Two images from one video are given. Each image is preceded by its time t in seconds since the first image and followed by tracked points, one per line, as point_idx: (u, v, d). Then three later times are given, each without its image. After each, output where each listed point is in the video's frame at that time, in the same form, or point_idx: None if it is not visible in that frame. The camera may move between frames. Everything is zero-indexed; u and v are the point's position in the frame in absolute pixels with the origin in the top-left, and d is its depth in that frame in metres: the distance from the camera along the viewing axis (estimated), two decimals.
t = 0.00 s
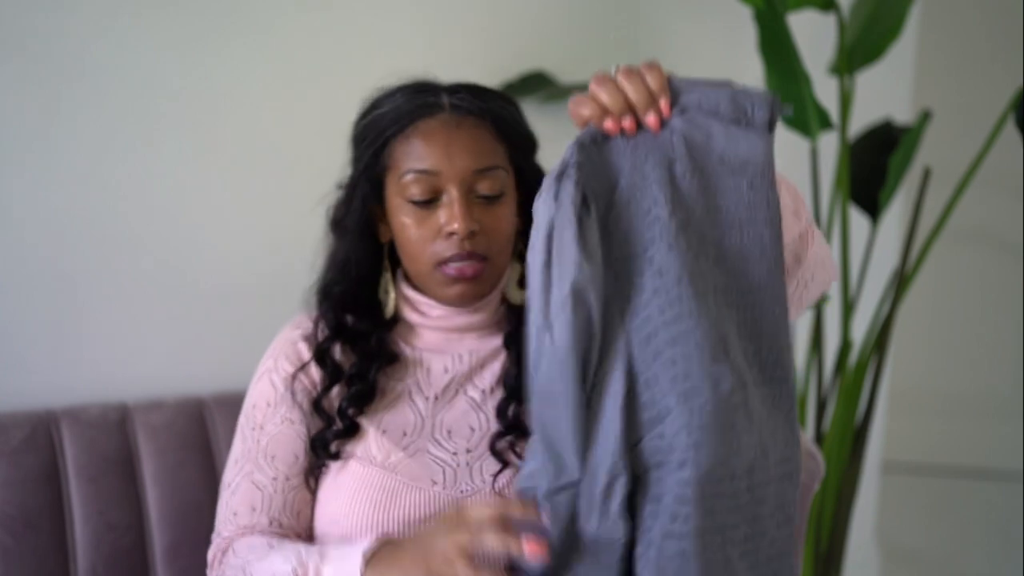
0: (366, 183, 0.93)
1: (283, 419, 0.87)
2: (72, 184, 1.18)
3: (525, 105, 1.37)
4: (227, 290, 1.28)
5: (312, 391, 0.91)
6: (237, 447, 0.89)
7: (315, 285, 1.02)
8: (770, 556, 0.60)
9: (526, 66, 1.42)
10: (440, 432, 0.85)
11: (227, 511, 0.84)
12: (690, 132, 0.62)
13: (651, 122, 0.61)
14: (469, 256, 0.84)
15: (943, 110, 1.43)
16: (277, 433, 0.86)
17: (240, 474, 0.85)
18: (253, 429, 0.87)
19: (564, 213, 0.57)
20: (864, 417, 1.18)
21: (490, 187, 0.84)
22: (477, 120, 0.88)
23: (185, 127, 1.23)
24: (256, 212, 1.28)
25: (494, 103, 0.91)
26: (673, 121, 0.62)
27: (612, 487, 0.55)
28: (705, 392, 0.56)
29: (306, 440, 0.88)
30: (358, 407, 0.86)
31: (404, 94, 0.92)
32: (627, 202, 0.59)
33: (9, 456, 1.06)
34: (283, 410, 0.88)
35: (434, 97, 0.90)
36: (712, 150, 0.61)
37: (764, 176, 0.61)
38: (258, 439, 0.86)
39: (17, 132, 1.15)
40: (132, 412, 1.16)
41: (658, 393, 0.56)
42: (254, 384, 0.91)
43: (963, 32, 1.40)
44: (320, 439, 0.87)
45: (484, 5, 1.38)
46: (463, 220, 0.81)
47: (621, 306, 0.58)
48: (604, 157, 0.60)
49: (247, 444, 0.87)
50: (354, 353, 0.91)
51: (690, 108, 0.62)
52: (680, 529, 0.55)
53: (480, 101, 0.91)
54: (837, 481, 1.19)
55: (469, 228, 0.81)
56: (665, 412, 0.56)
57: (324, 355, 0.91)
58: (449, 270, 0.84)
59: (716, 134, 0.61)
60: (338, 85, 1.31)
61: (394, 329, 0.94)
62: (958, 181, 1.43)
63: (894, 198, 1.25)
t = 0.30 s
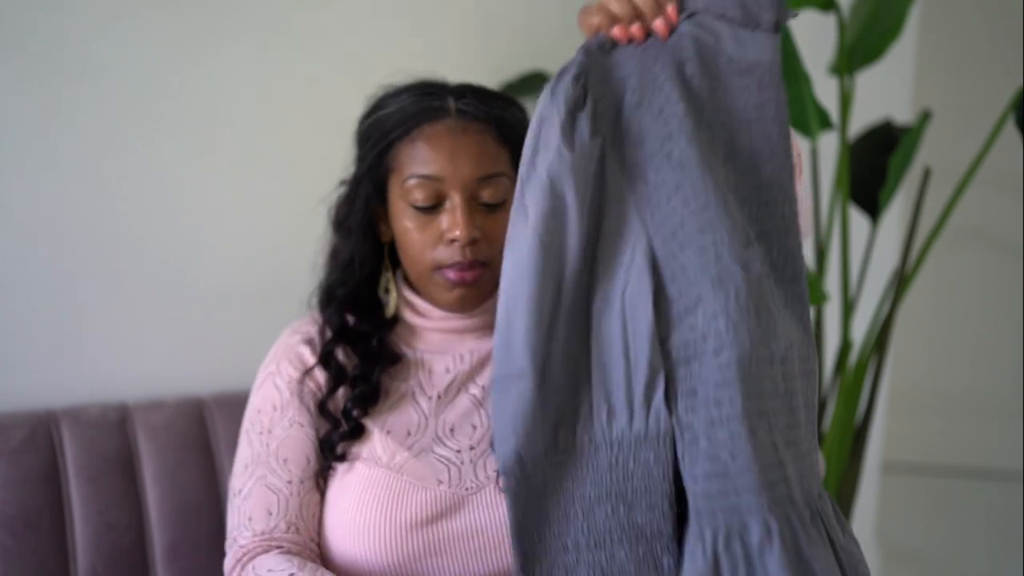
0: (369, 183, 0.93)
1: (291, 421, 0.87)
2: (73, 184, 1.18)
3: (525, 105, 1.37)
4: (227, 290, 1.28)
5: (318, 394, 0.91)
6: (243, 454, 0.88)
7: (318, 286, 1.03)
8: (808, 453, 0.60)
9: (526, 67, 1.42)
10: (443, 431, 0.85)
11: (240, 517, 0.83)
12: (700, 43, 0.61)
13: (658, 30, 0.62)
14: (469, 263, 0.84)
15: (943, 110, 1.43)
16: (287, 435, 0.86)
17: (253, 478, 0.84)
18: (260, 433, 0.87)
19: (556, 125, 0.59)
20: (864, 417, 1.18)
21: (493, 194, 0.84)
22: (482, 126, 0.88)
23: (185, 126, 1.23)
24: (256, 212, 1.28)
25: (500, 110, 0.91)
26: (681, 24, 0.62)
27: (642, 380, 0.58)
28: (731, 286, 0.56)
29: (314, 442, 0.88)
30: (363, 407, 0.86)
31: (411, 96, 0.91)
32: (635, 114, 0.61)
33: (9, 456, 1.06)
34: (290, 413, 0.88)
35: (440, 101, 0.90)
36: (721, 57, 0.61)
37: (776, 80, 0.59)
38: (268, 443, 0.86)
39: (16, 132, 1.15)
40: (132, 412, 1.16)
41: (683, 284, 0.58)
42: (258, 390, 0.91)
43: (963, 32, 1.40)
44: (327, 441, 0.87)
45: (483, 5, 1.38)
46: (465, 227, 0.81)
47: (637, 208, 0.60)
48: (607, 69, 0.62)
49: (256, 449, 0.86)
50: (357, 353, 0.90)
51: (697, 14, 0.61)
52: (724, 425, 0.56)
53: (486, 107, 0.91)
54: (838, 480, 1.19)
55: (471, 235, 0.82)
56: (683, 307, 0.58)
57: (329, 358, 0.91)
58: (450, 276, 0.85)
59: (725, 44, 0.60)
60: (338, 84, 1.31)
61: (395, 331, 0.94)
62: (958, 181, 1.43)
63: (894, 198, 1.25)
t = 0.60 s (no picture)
0: (368, 182, 0.93)
1: (283, 427, 0.87)
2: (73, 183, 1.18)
3: (525, 105, 1.37)
4: (226, 291, 1.28)
5: (313, 398, 0.92)
6: (237, 459, 0.88)
7: (315, 287, 1.03)
8: (819, 435, 0.57)
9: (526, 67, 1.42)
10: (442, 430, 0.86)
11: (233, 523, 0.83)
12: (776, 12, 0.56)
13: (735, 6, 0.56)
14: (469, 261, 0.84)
15: (943, 110, 1.43)
16: (278, 441, 0.86)
17: (244, 484, 0.85)
18: (253, 439, 0.87)
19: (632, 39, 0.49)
20: (864, 417, 1.18)
21: (494, 192, 0.84)
22: (480, 124, 0.88)
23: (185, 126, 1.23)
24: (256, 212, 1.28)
25: (497, 108, 0.91)
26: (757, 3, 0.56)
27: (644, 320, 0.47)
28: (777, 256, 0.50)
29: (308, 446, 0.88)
30: (361, 409, 0.87)
31: (408, 94, 0.91)
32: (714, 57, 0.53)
33: (9, 456, 1.06)
34: (282, 419, 0.88)
35: (438, 100, 0.90)
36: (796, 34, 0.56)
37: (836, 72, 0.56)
38: (259, 450, 0.86)
39: (16, 131, 1.15)
40: (132, 412, 1.16)
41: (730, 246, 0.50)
42: (251, 395, 0.90)
43: (963, 32, 1.40)
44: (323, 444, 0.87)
45: (484, 5, 1.38)
46: (466, 224, 0.81)
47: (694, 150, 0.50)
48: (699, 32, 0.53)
49: (249, 455, 0.86)
50: (354, 356, 0.90)
51: None
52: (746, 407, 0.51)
53: (484, 105, 0.91)
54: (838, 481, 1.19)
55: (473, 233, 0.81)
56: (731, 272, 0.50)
57: (325, 362, 0.91)
58: (450, 274, 0.85)
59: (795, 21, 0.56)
60: (338, 84, 1.31)
61: (393, 333, 0.94)
62: (958, 181, 1.43)
63: (895, 198, 1.25)
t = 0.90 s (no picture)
0: (376, 180, 0.93)
1: (276, 436, 0.89)
2: (73, 183, 1.18)
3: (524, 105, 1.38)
4: (226, 290, 1.28)
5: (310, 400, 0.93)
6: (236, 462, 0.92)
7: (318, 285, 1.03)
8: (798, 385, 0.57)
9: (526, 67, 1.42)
10: (437, 429, 0.85)
11: (229, 526, 0.87)
12: None
13: None
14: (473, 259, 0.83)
15: (943, 110, 1.43)
16: (270, 450, 0.89)
17: (239, 493, 0.88)
18: (249, 447, 0.90)
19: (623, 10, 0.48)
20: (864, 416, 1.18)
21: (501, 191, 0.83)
22: (489, 124, 0.88)
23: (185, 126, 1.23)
24: (257, 212, 1.28)
25: (507, 111, 0.91)
26: None
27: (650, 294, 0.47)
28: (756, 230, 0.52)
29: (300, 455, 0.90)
30: (355, 410, 0.88)
31: (417, 94, 0.92)
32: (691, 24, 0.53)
33: (9, 456, 1.06)
34: (277, 427, 0.90)
35: (447, 100, 0.90)
36: None
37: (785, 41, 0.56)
38: (254, 458, 0.89)
39: (16, 131, 1.14)
40: (132, 412, 1.16)
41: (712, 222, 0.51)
42: (250, 400, 0.93)
43: (963, 32, 1.40)
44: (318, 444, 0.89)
45: (484, 6, 1.38)
46: (471, 222, 0.81)
47: (667, 118, 0.51)
48: None
49: (245, 463, 0.89)
50: (352, 355, 0.91)
51: None
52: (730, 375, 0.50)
53: (493, 106, 0.91)
54: (838, 480, 1.19)
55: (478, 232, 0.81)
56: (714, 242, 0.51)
57: (322, 362, 0.92)
58: (454, 271, 0.84)
59: None
60: (339, 85, 1.31)
61: (394, 331, 0.94)
62: (958, 180, 1.43)
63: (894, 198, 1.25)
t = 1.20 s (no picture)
0: (376, 180, 0.93)
1: (283, 437, 0.89)
2: (73, 184, 1.19)
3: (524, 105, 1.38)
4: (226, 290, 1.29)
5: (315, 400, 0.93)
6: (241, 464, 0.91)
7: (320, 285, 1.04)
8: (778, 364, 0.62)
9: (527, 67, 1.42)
10: (443, 429, 0.85)
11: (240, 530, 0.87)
12: (707, 4, 0.65)
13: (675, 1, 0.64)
14: (473, 256, 0.83)
15: (942, 110, 1.43)
16: (278, 451, 0.89)
17: (249, 497, 0.87)
18: (255, 449, 0.90)
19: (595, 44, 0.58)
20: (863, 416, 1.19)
21: (499, 190, 0.84)
22: (488, 123, 0.88)
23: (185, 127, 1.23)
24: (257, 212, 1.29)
25: (506, 111, 0.91)
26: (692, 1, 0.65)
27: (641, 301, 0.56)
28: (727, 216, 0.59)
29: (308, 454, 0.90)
30: (361, 409, 0.87)
31: (417, 95, 0.92)
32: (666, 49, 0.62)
33: (10, 455, 1.06)
34: (283, 427, 0.90)
35: (446, 100, 0.90)
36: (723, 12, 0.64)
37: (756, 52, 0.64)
38: (261, 460, 0.89)
39: (17, 132, 1.15)
40: (132, 412, 1.17)
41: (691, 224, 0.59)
42: (254, 404, 0.93)
43: (963, 32, 1.40)
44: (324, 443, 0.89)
45: (484, 5, 1.39)
46: (471, 220, 0.81)
47: (645, 137, 0.60)
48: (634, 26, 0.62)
49: (252, 465, 0.89)
50: (355, 354, 0.91)
51: None
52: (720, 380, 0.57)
53: (492, 106, 0.91)
54: (837, 480, 1.19)
55: (478, 230, 0.82)
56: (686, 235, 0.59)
57: (326, 361, 0.92)
58: (453, 269, 0.85)
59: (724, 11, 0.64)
60: (339, 85, 1.31)
61: (394, 331, 0.95)
62: (957, 180, 1.44)
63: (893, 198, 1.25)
